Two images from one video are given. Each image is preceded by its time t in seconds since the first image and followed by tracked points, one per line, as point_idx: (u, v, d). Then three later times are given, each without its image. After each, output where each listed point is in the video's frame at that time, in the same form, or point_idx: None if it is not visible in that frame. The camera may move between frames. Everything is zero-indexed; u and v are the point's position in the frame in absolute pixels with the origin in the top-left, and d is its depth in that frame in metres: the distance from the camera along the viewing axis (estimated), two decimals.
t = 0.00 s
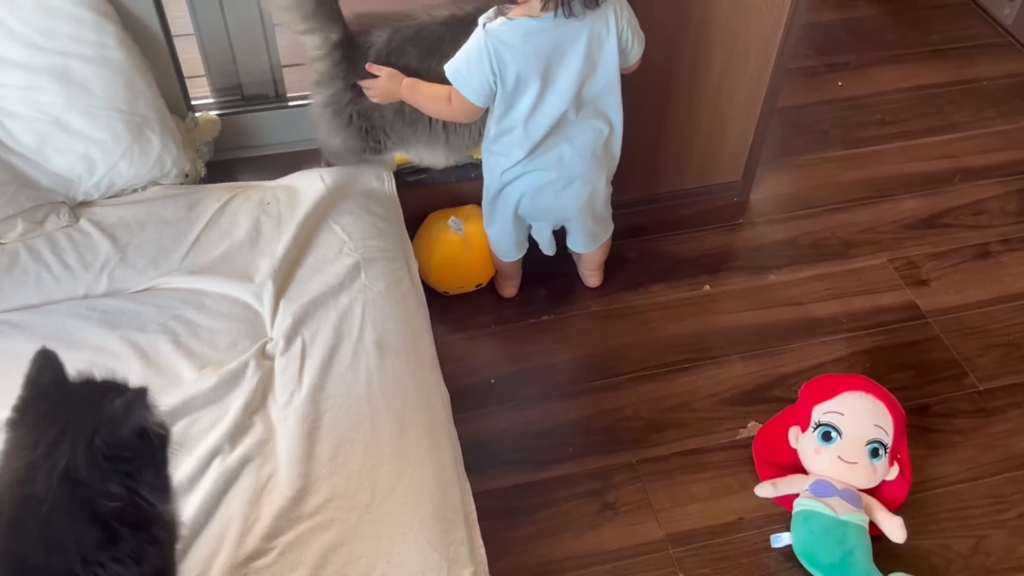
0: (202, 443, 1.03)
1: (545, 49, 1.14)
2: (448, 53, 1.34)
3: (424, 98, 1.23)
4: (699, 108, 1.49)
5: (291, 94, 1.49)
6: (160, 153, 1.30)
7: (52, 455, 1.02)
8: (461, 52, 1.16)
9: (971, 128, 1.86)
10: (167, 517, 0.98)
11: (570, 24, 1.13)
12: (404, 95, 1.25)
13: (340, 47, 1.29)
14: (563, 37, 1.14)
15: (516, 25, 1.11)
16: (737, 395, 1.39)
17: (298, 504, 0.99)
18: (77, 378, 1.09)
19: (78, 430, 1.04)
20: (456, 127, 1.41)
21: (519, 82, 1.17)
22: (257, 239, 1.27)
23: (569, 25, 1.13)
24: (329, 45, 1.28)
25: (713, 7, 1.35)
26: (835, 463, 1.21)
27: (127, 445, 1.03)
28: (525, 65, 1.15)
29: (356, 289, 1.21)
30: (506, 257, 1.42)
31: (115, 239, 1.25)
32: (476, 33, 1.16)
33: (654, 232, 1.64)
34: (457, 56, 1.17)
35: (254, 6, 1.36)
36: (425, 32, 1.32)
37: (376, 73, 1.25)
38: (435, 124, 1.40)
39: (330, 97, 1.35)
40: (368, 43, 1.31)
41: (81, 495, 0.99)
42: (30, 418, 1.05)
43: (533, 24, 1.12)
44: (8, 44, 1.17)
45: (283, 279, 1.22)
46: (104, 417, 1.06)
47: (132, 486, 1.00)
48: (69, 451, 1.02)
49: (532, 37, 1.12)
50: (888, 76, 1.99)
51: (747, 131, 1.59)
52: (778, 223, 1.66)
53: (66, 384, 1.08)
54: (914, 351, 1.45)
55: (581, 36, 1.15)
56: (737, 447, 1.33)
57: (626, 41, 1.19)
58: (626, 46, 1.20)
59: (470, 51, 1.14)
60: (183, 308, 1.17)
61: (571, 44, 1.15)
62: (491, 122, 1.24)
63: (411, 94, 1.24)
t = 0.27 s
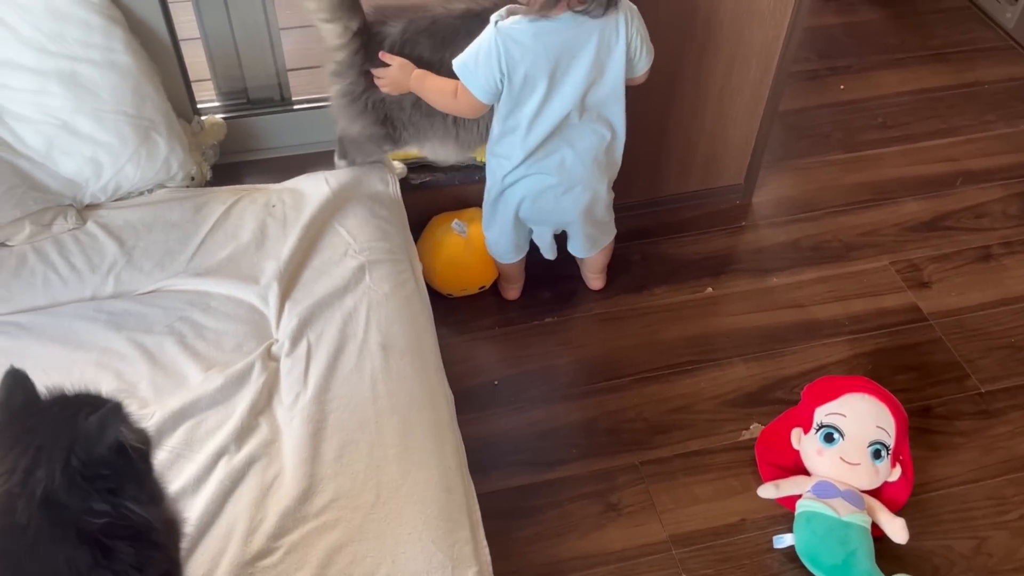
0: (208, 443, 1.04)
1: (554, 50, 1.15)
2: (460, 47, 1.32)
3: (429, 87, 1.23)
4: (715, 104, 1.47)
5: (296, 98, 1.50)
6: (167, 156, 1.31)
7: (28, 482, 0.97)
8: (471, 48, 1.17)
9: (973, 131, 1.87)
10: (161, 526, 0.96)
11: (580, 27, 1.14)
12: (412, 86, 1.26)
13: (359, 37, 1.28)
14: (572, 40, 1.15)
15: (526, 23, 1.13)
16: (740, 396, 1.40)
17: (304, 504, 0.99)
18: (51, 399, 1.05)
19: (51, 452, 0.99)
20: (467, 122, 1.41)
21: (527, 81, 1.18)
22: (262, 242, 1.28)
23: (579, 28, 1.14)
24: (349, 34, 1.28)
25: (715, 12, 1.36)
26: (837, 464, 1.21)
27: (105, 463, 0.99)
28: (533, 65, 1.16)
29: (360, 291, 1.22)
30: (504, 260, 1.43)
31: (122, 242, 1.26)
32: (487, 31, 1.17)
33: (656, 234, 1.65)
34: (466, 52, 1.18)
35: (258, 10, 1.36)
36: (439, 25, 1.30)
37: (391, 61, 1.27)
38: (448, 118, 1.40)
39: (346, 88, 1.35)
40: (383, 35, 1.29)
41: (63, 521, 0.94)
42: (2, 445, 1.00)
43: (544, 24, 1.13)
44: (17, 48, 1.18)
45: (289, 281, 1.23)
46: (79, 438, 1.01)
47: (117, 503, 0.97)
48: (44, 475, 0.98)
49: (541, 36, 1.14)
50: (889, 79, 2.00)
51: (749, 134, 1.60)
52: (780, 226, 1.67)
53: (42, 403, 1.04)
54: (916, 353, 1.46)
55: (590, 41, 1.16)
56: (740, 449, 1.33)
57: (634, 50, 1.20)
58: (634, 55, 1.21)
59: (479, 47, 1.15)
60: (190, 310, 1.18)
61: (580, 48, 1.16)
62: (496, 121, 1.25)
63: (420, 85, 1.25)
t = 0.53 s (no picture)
0: (212, 443, 1.04)
1: (570, 48, 1.15)
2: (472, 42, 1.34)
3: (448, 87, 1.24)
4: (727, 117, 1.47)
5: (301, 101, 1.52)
6: (172, 158, 1.32)
7: (29, 486, 0.93)
8: (487, 46, 1.16)
9: (980, 133, 1.86)
10: (161, 530, 0.95)
11: (595, 26, 1.14)
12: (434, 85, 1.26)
13: (375, 55, 1.34)
14: (588, 39, 1.15)
15: (544, 20, 1.12)
16: (744, 399, 1.39)
17: (306, 504, 1.00)
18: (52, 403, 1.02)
19: (52, 457, 0.95)
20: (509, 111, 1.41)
21: (542, 80, 1.18)
22: (267, 243, 1.28)
23: (594, 27, 1.14)
24: (365, 54, 1.33)
25: (718, 14, 1.36)
26: (841, 466, 1.21)
27: (105, 467, 0.94)
28: (548, 62, 1.16)
29: (364, 292, 1.23)
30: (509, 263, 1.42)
31: (128, 243, 1.27)
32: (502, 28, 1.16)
33: (662, 236, 1.65)
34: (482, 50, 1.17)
35: (264, 15, 1.37)
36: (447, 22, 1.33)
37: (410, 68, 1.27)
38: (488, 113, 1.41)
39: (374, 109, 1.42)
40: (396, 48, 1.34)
41: (63, 523, 0.91)
42: (2, 451, 0.97)
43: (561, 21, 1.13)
44: (25, 51, 1.19)
45: (293, 282, 1.24)
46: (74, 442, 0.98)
47: (117, 505, 0.93)
48: (45, 480, 0.94)
49: (558, 34, 1.13)
50: (896, 82, 1.99)
51: (754, 136, 1.59)
52: (786, 228, 1.67)
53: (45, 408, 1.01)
54: (921, 356, 1.45)
55: (605, 40, 1.16)
56: (744, 451, 1.33)
57: (646, 52, 1.20)
58: (645, 57, 1.21)
59: (497, 43, 1.14)
60: (195, 311, 1.19)
61: (595, 46, 1.16)
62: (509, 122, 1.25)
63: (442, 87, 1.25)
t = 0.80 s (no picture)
0: (209, 449, 1.05)
1: (607, 56, 1.14)
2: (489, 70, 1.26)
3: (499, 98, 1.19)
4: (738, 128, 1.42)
5: (300, 108, 1.56)
6: (172, 166, 1.33)
7: (23, 495, 0.87)
8: (525, 57, 1.14)
9: (978, 140, 1.86)
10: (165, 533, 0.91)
11: (630, 33, 1.14)
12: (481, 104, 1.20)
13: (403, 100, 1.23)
14: (623, 47, 1.15)
15: (583, 28, 1.11)
16: (740, 405, 1.40)
17: (302, 510, 1.01)
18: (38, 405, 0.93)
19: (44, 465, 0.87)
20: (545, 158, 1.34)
21: (578, 89, 1.17)
22: (265, 251, 1.30)
23: (629, 34, 1.14)
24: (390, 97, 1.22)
25: (713, 24, 1.37)
26: (836, 473, 1.21)
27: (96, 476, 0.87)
28: (586, 72, 1.15)
29: (361, 299, 1.24)
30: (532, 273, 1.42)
31: (128, 251, 1.28)
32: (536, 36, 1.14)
33: (660, 243, 1.66)
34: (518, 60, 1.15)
35: (263, 23, 1.44)
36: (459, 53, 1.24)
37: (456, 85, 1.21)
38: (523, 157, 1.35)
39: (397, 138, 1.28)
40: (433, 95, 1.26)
41: (58, 531, 0.84)
42: None
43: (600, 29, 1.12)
44: (25, 61, 1.20)
45: (290, 289, 1.25)
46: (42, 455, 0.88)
47: (112, 511, 0.87)
48: (37, 488, 0.86)
49: (595, 43, 1.12)
50: (894, 88, 2.00)
51: (751, 144, 1.60)
52: (783, 235, 1.67)
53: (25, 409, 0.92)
54: (918, 363, 1.46)
55: (639, 48, 1.16)
56: (739, 457, 1.33)
57: (675, 60, 1.21)
58: (673, 66, 1.22)
59: (537, 53, 1.12)
60: (194, 318, 1.20)
61: (629, 54, 1.16)
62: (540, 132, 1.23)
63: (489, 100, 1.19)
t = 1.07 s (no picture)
0: (209, 460, 1.06)
1: (622, 71, 1.11)
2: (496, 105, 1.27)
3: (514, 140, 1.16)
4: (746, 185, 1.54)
5: (302, 121, 1.58)
6: (175, 178, 1.34)
7: (10, 521, 1.00)
8: (540, 75, 1.10)
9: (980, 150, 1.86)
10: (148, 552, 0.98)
11: (644, 47, 1.11)
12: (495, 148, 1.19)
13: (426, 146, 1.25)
14: (638, 61, 1.12)
15: (598, 44, 1.08)
16: (741, 417, 1.40)
17: (301, 521, 1.01)
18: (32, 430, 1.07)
19: (29, 493, 1.01)
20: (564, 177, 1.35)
21: (594, 106, 1.14)
22: (267, 262, 1.30)
23: (645, 46, 1.11)
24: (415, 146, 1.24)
25: (714, 38, 1.37)
26: (837, 485, 1.21)
27: (81, 505, 1.01)
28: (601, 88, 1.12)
29: (362, 310, 1.25)
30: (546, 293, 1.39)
31: (130, 263, 1.29)
32: (550, 52, 1.10)
33: (661, 254, 1.66)
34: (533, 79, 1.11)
35: (266, 32, 1.45)
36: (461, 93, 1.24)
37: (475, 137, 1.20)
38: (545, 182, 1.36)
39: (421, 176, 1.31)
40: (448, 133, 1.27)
41: (51, 557, 0.97)
42: None
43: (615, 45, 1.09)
44: (30, 75, 1.21)
45: (291, 300, 1.25)
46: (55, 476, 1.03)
47: (100, 535, 0.99)
48: (24, 515, 1.00)
49: (611, 56, 1.09)
50: (897, 98, 2.00)
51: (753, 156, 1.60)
52: (785, 245, 1.67)
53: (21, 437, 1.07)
54: (920, 374, 1.45)
55: (652, 63, 1.14)
56: (740, 468, 1.33)
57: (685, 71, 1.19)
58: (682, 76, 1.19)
59: (554, 72, 1.08)
60: (195, 330, 1.21)
61: (644, 69, 1.13)
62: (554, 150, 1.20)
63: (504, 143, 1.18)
